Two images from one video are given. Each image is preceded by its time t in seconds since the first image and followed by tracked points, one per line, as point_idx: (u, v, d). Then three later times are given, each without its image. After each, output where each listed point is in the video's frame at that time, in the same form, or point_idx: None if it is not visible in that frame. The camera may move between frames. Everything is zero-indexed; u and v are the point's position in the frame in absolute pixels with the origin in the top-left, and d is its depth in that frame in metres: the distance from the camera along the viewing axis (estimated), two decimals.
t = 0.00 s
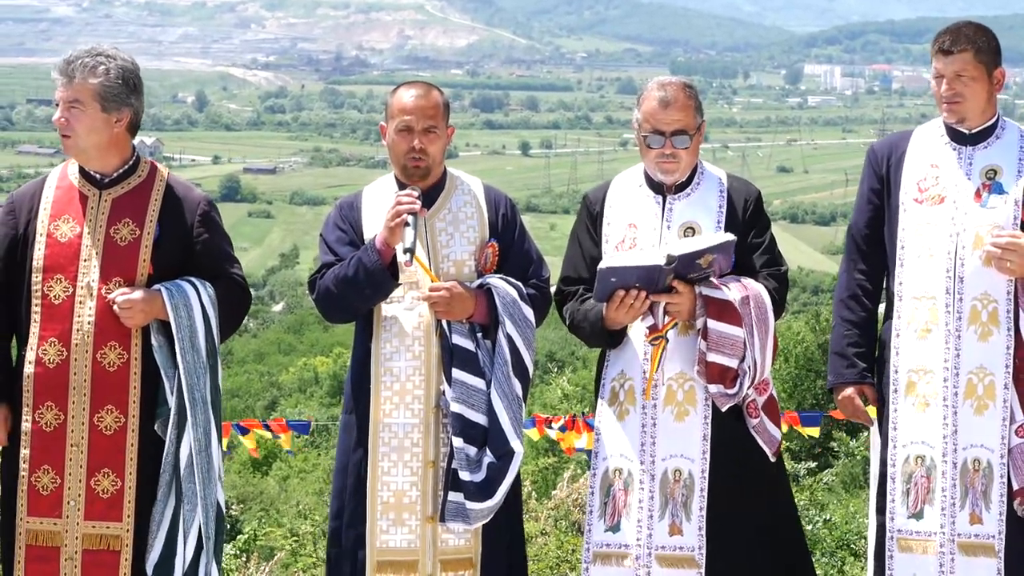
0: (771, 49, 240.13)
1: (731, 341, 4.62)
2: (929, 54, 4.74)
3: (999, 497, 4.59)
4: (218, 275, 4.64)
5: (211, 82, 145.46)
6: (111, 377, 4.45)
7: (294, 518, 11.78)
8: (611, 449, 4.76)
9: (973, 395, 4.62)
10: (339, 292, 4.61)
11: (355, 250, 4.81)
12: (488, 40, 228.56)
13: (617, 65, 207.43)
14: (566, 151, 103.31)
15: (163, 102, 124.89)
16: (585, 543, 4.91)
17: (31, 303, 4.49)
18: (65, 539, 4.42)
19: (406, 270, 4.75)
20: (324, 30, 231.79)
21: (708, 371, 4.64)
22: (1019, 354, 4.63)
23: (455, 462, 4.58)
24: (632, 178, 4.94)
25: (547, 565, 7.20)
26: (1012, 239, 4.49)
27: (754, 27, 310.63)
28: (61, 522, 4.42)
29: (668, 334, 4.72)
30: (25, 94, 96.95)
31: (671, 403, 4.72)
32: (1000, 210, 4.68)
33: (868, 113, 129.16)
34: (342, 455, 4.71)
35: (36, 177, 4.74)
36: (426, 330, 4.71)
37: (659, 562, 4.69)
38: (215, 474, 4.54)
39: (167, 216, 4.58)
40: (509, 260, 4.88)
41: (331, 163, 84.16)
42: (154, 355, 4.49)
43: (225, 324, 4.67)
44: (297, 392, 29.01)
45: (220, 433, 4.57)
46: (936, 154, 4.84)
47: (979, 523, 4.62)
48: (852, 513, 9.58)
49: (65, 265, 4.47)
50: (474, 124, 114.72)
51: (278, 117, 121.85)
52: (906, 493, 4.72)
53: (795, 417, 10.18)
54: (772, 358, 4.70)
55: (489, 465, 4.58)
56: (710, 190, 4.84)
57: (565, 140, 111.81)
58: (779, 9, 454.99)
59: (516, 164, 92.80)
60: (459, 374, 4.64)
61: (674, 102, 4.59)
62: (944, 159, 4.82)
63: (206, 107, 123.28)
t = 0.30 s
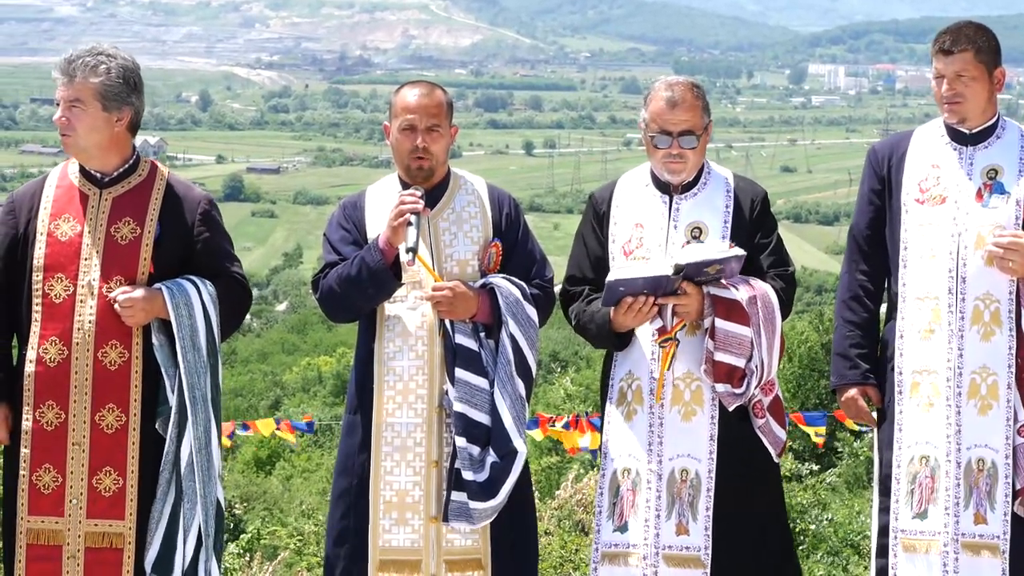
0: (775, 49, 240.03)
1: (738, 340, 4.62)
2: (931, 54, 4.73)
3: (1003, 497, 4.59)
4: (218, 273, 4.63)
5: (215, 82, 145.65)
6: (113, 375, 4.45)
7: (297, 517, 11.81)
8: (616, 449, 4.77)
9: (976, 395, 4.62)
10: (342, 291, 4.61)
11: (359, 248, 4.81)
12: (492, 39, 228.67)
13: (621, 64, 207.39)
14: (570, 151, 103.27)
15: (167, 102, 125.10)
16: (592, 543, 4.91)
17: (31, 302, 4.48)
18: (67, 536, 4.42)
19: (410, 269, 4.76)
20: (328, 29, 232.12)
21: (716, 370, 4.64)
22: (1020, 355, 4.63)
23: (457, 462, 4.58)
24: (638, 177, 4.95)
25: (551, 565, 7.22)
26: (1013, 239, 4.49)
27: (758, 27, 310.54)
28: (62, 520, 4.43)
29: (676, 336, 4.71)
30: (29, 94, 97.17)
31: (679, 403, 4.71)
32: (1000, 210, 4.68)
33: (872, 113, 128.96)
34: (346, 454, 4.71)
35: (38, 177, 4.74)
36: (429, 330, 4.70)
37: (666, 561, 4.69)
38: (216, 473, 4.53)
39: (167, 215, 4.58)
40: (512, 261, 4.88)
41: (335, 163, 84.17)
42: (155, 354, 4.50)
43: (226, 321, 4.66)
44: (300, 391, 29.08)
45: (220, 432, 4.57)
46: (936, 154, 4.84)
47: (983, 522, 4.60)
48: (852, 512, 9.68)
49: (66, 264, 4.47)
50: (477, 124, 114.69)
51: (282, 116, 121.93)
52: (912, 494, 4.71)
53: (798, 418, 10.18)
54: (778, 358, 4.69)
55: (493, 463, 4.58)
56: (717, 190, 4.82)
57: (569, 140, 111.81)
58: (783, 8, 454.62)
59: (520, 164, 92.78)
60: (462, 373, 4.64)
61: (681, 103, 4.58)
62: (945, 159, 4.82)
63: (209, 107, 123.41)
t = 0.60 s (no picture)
0: (775, 49, 239.89)
1: (742, 343, 4.59)
2: (933, 55, 4.71)
3: (1005, 496, 4.58)
4: (215, 274, 4.62)
5: (215, 82, 145.70)
6: (110, 375, 4.43)
7: (296, 517, 11.79)
8: (615, 449, 4.75)
9: (979, 395, 4.61)
10: (341, 290, 4.59)
11: (358, 249, 4.79)
12: (491, 39, 228.78)
13: (621, 63, 207.35)
14: (569, 150, 103.28)
15: (167, 101, 125.21)
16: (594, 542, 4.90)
17: (29, 300, 4.46)
18: (65, 536, 4.40)
19: (409, 269, 4.74)
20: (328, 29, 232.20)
21: (720, 375, 4.62)
22: None
23: (457, 461, 4.56)
24: (641, 178, 4.92)
25: (553, 565, 7.17)
26: (1016, 240, 4.49)
27: (757, 27, 310.45)
28: (61, 521, 4.40)
29: (680, 339, 4.69)
30: (29, 93, 97.26)
31: (682, 404, 4.69)
32: (1004, 209, 4.67)
33: (871, 113, 128.95)
34: (345, 454, 4.69)
35: (35, 177, 4.72)
36: (428, 331, 4.68)
37: (667, 560, 4.67)
38: (214, 473, 4.52)
39: (165, 214, 4.57)
40: (511, 261, 4.86)
41: (334, 162, 84.18)
42: (153, 353, 4.47)
43: (224, 321, 4.65)
44: (300, 391, 29.12)
45: (218, 432, 4.55)
46: (939, 154, 4.81)
47: (984, 521, 4.60)
48: (852, 513, 9.70)
49: (63, 263, 4.45)
50: (477, 124, 114.72)
51: (281, 116, 122.00)
52: (913, 494, 4.68)
53: (798, 418, 10.15)
54: (782, 359, 4.67)
55: (493, 463, 4.56)
56: (720, 191, 4.81)
57: (569, 140, 111.83)
58: (783, 8, 454.57)
59: (520, 163, 92.80)
60: (462, 373, 4.61)
61: (684, 103, 4.56)
62: (948, 158, 4.80)
63: (209, 107, 123.47)
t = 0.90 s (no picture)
0: (774, 49, 239.92)
1: (748, 344, 4.55)
2: (937, 52, 4.68)
3: (1015, 494, 4.55)
4: (211, 273, 4.57)
5: (215, 81, 145.80)
6: (106, 374, 4.39)
7: (296, 517, 11.79)
8: (616, 449, 4.72)
9: (988, 395, 4.58)
10: (340, 289, 4.55)
11: (359, 246, 4.75)
12: (491, 38, 228.83)
13: (621, 63, 207.52)
14: (569, 150, 103.34)
15: (167, 100, 125.34)
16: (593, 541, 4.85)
17: (26, 299, 4.43)
18: (62, 538, 4.37)
19: (409, 267, 4.70)
20: (327, 28, 232.29)
21: (724, 375, 4.58)
22: None
23: (456, 460, 4.52)
24: (645, 177, 4.88)
25: (551, 564, 7.14)
26: None
27: (757, 26, 310.48)
28: (58, 520, 4.37)
29: (682, 340, 4.67)
30: (29, 92, 97.26)
31: (683, 403, 4.66)
32: (1010, 208, 4.62)
33: (871, 113, 129.10)
34: (344, 454, 4.65)
35: (31, 174, 4.67)
36: (428, 330, 4.65)
37: (668, 560, 4.62)
38: (212, 471, 4.47)
39: (162, 213, 4.53)
40: (511, 259, 4.82)
41: (334, 161, 84.23)
42: (149, 352, 4.43)
43: (221, 320, 4.60)
44: (300, 390, 29.12)
45: (214, 433, 4.51)
46: (944, 154, 4.78)
47: (995, 520, 4.56)
48: (854, 512, 9.68)
49: (59, 264, 4.41)
50: (477, 123, 114.79)
51: (282, 114, 122.06)
52: (922, 493, 4.63)
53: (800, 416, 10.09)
54: (786, 359, 4.63)
55: (492, 463, 4.51)
56: (724, 189, 4.77)
57: (569, 139, 111.89)
58: (782, 8, 454.62)
59: (520, 162, 92.84)
60: (461, 372, 4.58)
61: (687, 103, 4.52)
62: (952, 157, 4.76)
63: (209, 105, 123.52)
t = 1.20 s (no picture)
0: (773, 47, 239.94)
1: (752, 345, 4.52)
2: (939, 52, 4.66)
3: (1017, 493, 4.53)
4: (206, 272, 4.53)
5: (214, 79, 145.73)
6: (100, 372, 4.36)
7: (295, 515, 11.77)
8: (617, 447, 4.69)
9: (991, 393, 4.56)
10: (339, 286, 4.52)
11: (357, 244, 4.72)
12: (490, 36, 228.79)
13: (620, 62, 207.49)
14: (568, 149, 103.34)
15: (166, 99, 125.30)
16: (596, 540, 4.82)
17: (20, 298, 4.40)
18: (56, 535, 4.33)
19: (407, 266, 4.67)
20: (326, 26, 232.11)
21: (729, 376, 4.56)
22: None
23: (454, 460, 4.49)
24: (646, 176, 4.86)
25: (549, 563, 7.12)
26: None
27: (756, 25, 310.45)
28: (51, 519, 4.33)
29: (684, 342, 4.64)
30: (28, 90, 97.20)
31: (684, 402, 4.63)
32: (1012, 207, 4.61)
33: (870, 112, 129.16)
34: (341, 452, 4.62)
35: (26, 173, 4.65)
36: (427, 329, 4.62)
37: (669, 559, 4.60)
38: (206, 470, 4.44)
39: (157, 210, 4.50)
40: (511, 259, 4.80)
41: (333, 159, 84.17)
42: (143, 350, 4.40)
43: (216, 318, 4.57)
44: (299, 389, 29.07)
45: (209, 431, 4.48)
46: (947, 151, 4.75)
47: (999, 519, 4.54)
48: (853, 510, 9.64)
49: (54, 262, 4.39)
50: (476, 122, 114.77)
51: (281, 113, 122.03)
52: (926, 492, 4.61)
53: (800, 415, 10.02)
54: (788, 358, 4.61)
55: (489, 463, 4.48)
56: (726, 190, 4.74)
57: (567, 138, 111.87)
58: (781, 7, 454.44)
59: (519, 161, 92.81)
60: (459, 372, 4.55)
61: (689, 103, 4.49)
62: (957, 156, 4.73)
63: (208, 104, 123.45)
